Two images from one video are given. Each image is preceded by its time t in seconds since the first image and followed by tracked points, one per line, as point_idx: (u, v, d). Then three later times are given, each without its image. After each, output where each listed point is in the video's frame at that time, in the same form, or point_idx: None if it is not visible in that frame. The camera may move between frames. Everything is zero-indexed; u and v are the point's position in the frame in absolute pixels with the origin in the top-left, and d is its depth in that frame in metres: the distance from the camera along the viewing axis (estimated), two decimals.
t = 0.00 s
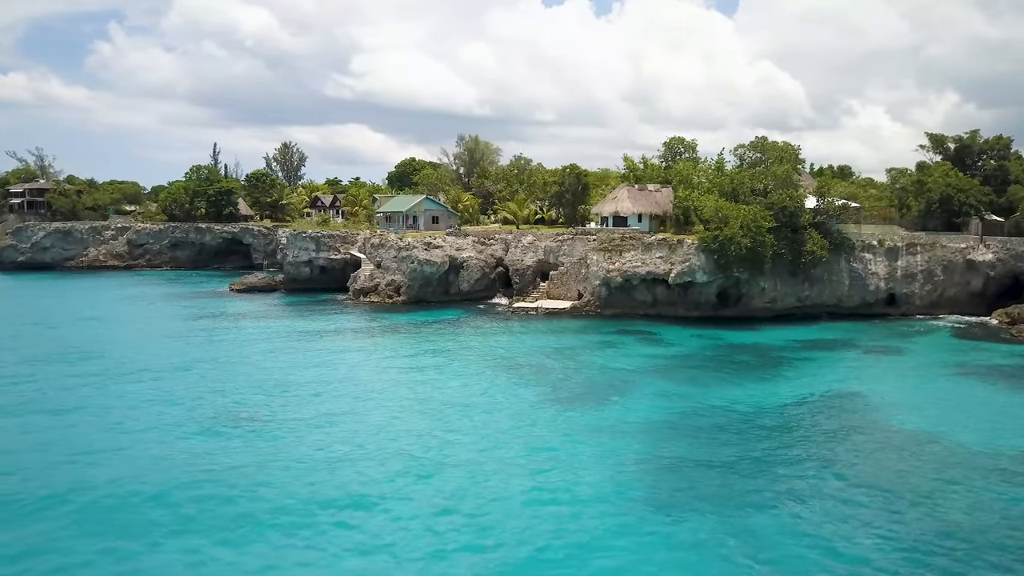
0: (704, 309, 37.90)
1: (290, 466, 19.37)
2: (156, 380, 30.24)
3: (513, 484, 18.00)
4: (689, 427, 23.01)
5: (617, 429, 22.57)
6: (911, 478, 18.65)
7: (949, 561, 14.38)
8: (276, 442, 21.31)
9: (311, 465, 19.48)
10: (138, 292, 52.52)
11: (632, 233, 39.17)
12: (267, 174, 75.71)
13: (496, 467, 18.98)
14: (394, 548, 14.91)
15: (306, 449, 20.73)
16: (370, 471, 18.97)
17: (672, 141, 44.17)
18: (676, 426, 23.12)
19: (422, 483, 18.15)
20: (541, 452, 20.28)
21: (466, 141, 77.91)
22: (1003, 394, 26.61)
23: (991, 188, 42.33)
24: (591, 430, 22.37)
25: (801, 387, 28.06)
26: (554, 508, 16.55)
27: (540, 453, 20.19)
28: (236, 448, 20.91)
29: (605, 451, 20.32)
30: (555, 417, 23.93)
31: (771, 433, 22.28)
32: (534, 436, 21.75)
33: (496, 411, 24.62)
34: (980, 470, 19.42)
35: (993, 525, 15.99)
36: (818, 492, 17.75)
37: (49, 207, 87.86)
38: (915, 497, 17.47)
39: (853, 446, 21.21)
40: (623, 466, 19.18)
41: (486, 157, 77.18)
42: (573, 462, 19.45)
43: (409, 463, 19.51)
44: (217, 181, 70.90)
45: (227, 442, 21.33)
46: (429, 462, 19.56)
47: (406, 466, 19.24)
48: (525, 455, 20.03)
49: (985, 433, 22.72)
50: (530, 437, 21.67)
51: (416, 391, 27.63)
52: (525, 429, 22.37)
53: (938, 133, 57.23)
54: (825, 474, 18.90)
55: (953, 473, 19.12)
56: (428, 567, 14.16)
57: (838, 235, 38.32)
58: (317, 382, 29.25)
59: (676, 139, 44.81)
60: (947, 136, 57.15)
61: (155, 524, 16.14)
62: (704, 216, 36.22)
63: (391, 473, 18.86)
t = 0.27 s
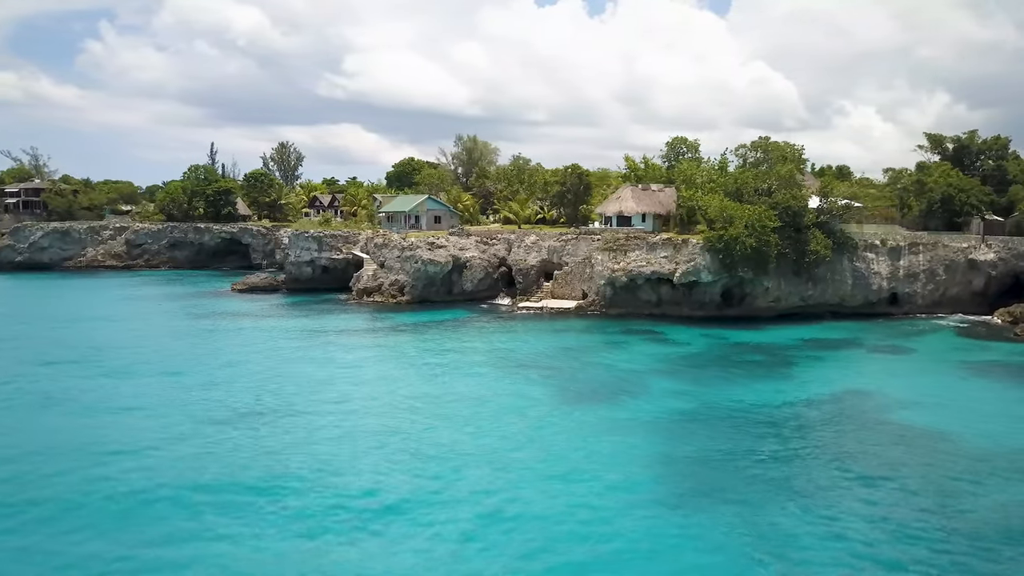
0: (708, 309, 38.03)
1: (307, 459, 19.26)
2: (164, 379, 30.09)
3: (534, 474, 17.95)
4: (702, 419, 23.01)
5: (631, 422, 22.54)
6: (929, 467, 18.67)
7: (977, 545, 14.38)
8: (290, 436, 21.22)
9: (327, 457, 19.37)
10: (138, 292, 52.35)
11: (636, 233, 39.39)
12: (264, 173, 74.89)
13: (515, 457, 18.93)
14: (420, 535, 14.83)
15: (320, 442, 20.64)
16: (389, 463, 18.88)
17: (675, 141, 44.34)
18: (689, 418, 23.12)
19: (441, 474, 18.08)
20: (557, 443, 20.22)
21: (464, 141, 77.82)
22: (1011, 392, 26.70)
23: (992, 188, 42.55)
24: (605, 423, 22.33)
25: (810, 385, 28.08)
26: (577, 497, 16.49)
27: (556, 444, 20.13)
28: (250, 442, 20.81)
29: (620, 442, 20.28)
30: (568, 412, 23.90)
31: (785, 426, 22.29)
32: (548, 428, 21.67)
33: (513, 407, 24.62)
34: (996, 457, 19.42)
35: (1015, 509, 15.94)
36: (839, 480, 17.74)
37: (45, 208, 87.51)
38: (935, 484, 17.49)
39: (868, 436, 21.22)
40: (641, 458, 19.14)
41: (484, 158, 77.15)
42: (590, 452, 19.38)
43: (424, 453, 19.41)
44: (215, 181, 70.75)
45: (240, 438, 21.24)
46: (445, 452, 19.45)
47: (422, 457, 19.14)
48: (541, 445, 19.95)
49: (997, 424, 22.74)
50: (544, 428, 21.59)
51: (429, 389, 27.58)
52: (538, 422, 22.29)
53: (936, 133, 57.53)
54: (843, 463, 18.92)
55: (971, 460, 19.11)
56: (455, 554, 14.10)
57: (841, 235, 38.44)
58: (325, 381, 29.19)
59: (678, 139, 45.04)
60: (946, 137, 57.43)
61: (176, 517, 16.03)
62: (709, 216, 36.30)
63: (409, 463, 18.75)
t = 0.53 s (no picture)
0: (713, 309, 38.14)
1: (323, 460, 19.27)
2: (171, 379, 30.04)
3: (555, 474, 17.99)
4: (714, 419, 23.11)
5: (643, 422, 22.60)
6: (944, 464, 18.78)
7: (1001, 542, 14.48)
8: (304, 437, 21.22)
9: (343, 458, 19.37)
10: (139, 292, 52.17)
11: (641, 232, 39.57)
12: (263, 171, 74.07)
13: (532, 458, 18.97)
14: (445, 535, 14.85)
15: (335, 443, 20.65)
16: (408, 461, 18.90)
17: (677, 141, 44.49)
18: (700, 418, 23.21)
19: (461, 473, 18.10)
20: (572, 443, 20.29)
21: (463, 140, 77.58)
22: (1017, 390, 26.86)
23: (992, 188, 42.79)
24: (617, 424, 22.40)
25: (817, 384, 28.18)
26: (597, 496, 16.53)
27: (571, 445, 20.20)
28: (265, 443, 20.80)
29: (635, 442, 20.35)
30: (579, 412, 23.97)
31: (799, 423, 22.38)
32: (561, 429, 21.72)
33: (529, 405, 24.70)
34: (1009, 456, 19.55)
35: None
36: (858, 478, 17.83)
37: (40, 207, 87.11)
38: (954, 481, 17.59)
39: (881, 435, 21.34)
40: (659, 457, 19.19)
41: (484, 157, 77.06)
42: (607, 453, 19.45)
43: (441, 454, 19.45)
44: (214, 181, 70.57)
45: (254, 438, 21.23)
46: (461, 453, 19.50)
47: (439, 458, 19.18)
48: (556, 446, 20.01)
49: (1007, 424, 22.89)
50: (557, 429, 21.64)
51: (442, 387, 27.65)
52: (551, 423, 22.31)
53: (934, 133, 57.78)
54: (861, 460, 19.02)
55: (984, 459, 19.25)
56: (484, 554, 14.12)
57: (844, 235, 38.57)
58: (333, 380, 29.16)
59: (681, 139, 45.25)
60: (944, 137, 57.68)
61: (198, 517, 15.94)
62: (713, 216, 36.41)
63: (426, 464, 18.78)
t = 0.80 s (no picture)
0: (717, 308, 38.25)
1: (339, 458, 19.24)
2: (177, 376, 29.94)
3: (574, 472, 18.00)
4: (726, 418, 23.18)
5: (656, 421, 22.66)
6: (959, 462, 18.88)
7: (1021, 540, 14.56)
8: (318, 436, 21.20)
9: (359, 457, 19.36)
10: (139, 292, 51.98)
11: (645, 232, 39.70)
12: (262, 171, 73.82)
13: (549, 457, 18.98)
14: (469, 534, 14.84)
15: (350, 441, 20.64)
16: (425, 460, 18.89)
17: (680, 141, 44.65)
18: (713, 417, 23.28)
19: (480, 472, 18.09)
20: (587, 442, 20.32)
21: (462, 141, 77.41)
22: None
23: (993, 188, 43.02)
24: (630, 422, 22.43)
25: (825, 383, 28.29)
26: (617, 495, 16.56)
27: (586, 443, 20.23)
28: (280, 441, 20.76)
29: (649, 441, 20.39)
30: (591, 410, 24.00)
31: (811, 422, 22.46)
32: (575, 427, 21.77)
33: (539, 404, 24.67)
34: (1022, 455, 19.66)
35: None
36: (875, 476, 17.91)
37: (36, 207, 86.71)
38: (970, 479, 17.68)
39: (894, 433, 21.43)
40: (676, 456, 19.22)
41: (483, 158, 77.06)
42: (623, 451, 19.48)
43: (457, 453, 19.46)
44: (212, 181, 70.39)
45: (269, 436, 21.19)
46: (477, 452, 19.51)
47: (455, 457, 19.18)
48: (572, 445, 20.04)
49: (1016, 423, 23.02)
50: (572, 428, 21.68)
51: (450, 386, 27.57)
52: (563, 422, 22.37)
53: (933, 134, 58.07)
54: (876, 459, 19.10)
55: (998, 458, 19.35)
56: (509, 553, 14.12)
57: (848, 235, 38.75)
58: (341, 378, 29.11)
59: (683, 139, 45.41)
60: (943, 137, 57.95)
61: (219, 516, 15.88)
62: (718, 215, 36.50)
63: (443, 463, 18.78)
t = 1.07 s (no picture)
0: (722, 307, 38.38)
1: (357, 459, 19.24)
2: (184, 376, 29.87)
3: (592, 473, 18.05)
4: (738, 418, 23.26)
5: (669, 420, 22.72)
6: (973, 462, 18.99)
7: None
8: (333, 436, 21.19)
9: (376, 457, 19.37)
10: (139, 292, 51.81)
11: (650, 232, 39.81)
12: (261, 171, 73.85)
13: (566, 457, 19.03)
14: (494, 534, 14.92)
15: (366, 441, 20.65)
16: (443, 460, 18.90)
17: (683, 141, 44.78)
18: (725, 417, 23.35)
19: (499, 472, 18.16)
20: (603, 442, 20.36)
21: (460, 140, 77.10)
22: None
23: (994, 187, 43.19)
24: (643, 422, 22.49)
25: (833, 382, 28.41)
26: (638, 495, 16.62)
27: (602, 443, 20.28)
28: (295, 441, 20.74)
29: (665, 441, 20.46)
30: (603, 410, 24.06)
31: (822, 422, 22.56)
32: (589, 427, 21.84)
33: (551, 403, 24.72)
34: None
35: None
36: (892, 475, 18.02)
37: (32, 206, 86.31)
38: (986, 479, 17.78)
39: (906, 432, 21.59)
40: (693, 455, 19.33)
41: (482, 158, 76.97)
42: (639, 451, 19.53)
43: (474, 453, 19.49)
44: (211, 180, 70.22)
45: (283, 437, 21.17)
46: (494, 452, 19.53)
47: (473, 457, 19.21)
48: (588, 445, 20.09)
49: None
50: (586, 428, 21.74)
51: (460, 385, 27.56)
52: (577, 421, 22.43)
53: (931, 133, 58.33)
54: (890, 458, 19.20)
55: (1011, 457, 19.48)
56: (534, 554, 14.14)
57: (851, 234, 38.91)
58: (349, 378, 29.05)
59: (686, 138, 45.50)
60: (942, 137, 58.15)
61: (243, 516, 15.91)
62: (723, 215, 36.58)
63: (460, 463, 18.79)
